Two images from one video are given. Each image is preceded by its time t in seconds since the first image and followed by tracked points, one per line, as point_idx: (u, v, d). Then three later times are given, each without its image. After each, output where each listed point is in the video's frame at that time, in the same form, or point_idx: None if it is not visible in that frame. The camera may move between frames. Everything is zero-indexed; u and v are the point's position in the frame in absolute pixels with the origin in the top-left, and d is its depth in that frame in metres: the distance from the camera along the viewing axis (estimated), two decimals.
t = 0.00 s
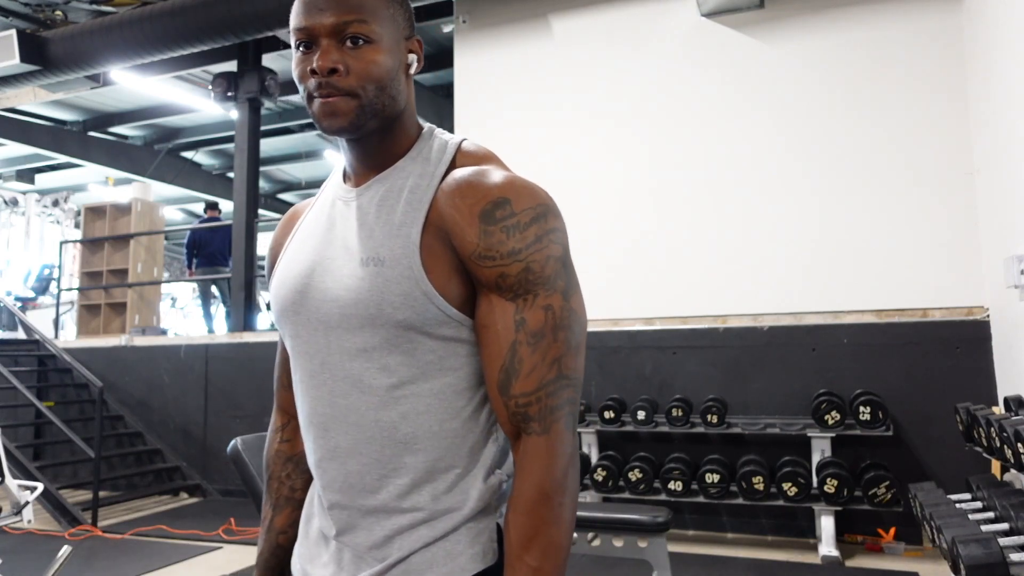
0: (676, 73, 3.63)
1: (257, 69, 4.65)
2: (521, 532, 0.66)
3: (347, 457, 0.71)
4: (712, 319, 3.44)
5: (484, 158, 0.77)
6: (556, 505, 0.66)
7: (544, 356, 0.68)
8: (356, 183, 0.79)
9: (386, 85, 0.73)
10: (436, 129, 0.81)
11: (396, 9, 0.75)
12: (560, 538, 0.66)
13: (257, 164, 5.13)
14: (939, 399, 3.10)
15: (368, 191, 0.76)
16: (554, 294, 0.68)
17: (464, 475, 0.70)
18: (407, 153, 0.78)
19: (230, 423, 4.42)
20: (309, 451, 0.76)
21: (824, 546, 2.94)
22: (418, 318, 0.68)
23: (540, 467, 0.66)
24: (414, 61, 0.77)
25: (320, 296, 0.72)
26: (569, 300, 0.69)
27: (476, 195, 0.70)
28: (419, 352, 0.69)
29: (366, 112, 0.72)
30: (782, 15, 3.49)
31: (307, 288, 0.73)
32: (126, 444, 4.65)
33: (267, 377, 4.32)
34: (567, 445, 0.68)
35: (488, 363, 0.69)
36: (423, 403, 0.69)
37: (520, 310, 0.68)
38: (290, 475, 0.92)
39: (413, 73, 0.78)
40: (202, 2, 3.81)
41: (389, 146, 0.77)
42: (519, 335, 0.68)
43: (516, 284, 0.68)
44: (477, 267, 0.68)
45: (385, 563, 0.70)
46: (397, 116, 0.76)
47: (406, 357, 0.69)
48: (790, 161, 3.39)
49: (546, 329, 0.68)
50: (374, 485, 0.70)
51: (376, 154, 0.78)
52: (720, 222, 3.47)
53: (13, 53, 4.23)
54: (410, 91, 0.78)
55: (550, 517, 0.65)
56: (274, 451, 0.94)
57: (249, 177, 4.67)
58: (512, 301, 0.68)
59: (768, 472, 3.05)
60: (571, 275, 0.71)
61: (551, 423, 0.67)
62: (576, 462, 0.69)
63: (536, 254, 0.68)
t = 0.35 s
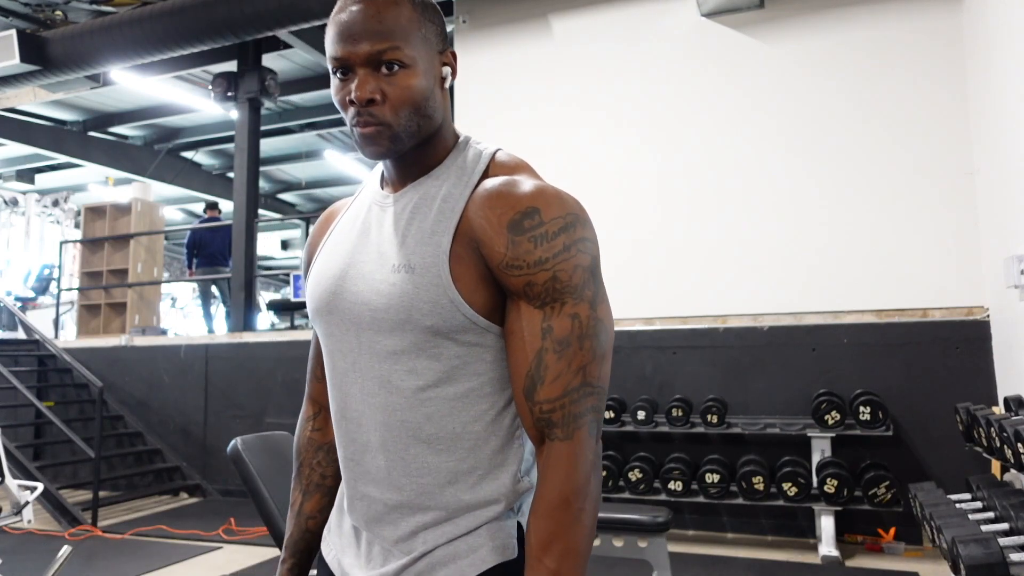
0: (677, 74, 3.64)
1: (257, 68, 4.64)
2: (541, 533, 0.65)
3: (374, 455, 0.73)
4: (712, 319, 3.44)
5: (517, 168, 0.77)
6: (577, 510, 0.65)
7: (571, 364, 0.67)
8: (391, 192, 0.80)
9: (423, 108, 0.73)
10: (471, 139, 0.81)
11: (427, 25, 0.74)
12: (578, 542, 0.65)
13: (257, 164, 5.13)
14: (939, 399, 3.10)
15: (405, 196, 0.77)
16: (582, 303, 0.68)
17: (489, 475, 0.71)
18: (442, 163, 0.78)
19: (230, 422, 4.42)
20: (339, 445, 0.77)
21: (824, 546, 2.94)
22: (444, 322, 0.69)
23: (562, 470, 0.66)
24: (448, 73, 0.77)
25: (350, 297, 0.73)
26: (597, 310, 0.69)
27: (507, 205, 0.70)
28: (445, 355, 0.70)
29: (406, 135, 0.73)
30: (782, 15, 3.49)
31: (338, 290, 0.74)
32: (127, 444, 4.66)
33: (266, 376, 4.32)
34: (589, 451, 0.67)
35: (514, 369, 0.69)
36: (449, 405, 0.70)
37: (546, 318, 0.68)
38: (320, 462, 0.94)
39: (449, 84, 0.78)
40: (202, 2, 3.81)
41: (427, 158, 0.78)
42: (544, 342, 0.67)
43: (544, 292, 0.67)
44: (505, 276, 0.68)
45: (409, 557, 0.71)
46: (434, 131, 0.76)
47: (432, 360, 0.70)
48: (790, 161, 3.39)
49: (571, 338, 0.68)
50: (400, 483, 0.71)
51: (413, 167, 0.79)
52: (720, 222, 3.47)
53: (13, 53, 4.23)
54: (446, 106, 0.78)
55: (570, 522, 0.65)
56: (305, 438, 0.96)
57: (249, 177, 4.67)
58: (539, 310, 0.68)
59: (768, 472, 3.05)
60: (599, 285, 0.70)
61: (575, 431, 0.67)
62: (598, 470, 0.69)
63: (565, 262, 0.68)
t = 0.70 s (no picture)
0: (676, 73, 3.63)
1: (257, 69, 4.65)
2: (506, 506, 0.70)
3: (360, 451, 0.79)
4: (712, 319, 3.44)
5: (476, 202, 0.82)
6: (537, 486, 0.70)
7: (528, 357, 0.73)
8: (367, 222, 0.86)
9: (397, 156, 0.80)
10: (437, 176, 0.87)
11: (398, 83, 0.82)
12: (541, 514, 0.70)
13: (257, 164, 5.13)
14: (939, 399, 3.10)
15: (379, 224, 0.83)
16: (534, 308, 0.74)
17: (463, 462, 0.77)
18: (410, 199, 0.84)
19: (230, 422, 4.42)
20: (330, 442, 0.83)
21: (824, 546, 2.94)
22: (417, 328, 0.75)
23: (521, 453, 0.71)
24: (416, 125, 0.84)
25: (334, 308, 0.79)
26: (548, 315, 0.75)
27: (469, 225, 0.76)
28: (420, 357, 0.76)
29: (380, 179, 0.80)
30: (781, 15, 3.49)
31: (323, 300, 0.80)
32: (126, 444, 4.66)
33: (266, 376, 4.32)
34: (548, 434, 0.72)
35: (478, 368, 0.74)
36: (424, 403, 0.76)
37: (505, 321, 0.73)
38: (320, 468, 0.98)
39: (417, 134, 0.85)
40: (202, 2, 3.81)
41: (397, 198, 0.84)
42: (504, 342, 0.73)
43: (500, 298, 0.73)
44: (466, 286, 0.74)
45: (401, 538, 0.77)
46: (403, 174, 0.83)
47: (407, 362, 0.76)
48: (790, 162, 3.39)
49: (527, 337, 0.73)
50: (384, 476, 0.77)
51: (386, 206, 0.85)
52: (720, 222, 3.47)
53: (13, 53, 4.24)
54: (416, 153, 0.85)
55: (532, 497, 0.70)
56: (303, 448, 1.00)
57: (249, 177, 4.67)
58: (497, 316, 0.73)
59: (768, 473, 3.05)
60: (551, 294, 0.76)
61: (532, 414, 0.72)
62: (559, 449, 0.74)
63: (516, 274, 0.73)
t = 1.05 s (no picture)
0: (677, 73, 3.63)
1: (256, 69, 4.64)
2: (502, 482, 0.76)
3: (370, 437, 0.82)
4: (712, 319, 3.44)
5: (475, 203, 0.87)
6: (533, 465, 0.76)
7: (524, 348, 0.78)
8: (375, 224, 0.89)
9: (397, 161, 0.83)
10: (437, 181, 0.90)
11: (395, 93, 0.85)
12: (535, 489, 0.76)
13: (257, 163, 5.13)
14: (940, 399, 3.09)
15: (388, 224, 0.87)
16: (530, 301, 0.79)
17: (467, 447, 0.81)
18: (411, 205, 0.87)
19: (229, 422, 4.42)
20: (343, 430, 0.86)
21: (824, 546, 2.94)
22: (425, 320, 0.79)
23: (515, 435, 0.77)
24: (414, 132, 0.86)
25: (346, 301, 0.83)
26: (542, 307, 0.80)
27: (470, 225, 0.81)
28: (428, 348, 0.80)
29: (381, 183, 0.82)
30: (782, 15, 3.49)
31: (337, 295, 0.84)
32: (126, 444, 4.65)
33: (266, 377, 4.32)
34: (542, 417, 0.78)
35: (480, 358, 0.79)
36: (431, 390, 0.80)
37: (502, 315, 0.78)
38: (334, 457, 1.02)
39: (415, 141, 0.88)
40: (202, 2, 3.81)
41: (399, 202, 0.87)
42: (502, 336, 0.78)
43: (499, 293, 0.78)
44: (468, 282, 0.79)
45: (403, 518, 0.80)
46: (403, 178, 0.86)
47: (416, 352, 0.80)
48: (790, 162, 3.39)
49: (523, 330, 0.79)
50: (392, 459, 0.80)
51: (387, 209, 0.88)
52: (720, 222, 3.48)
53: (13, 53, 4.23)
54: (415, 157, 0.88)
55: (527, 475, 0.75)
56: (318, 439, 1.04)
57: (249, 177, 4.66)
58: (496, 311, 0.78)
59: (768, 473, 3.05)
60: (545, 287, 0.81)
61: (528, 400, 0.78)
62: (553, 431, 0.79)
63: (515, 269, 0.79)
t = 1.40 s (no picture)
0: (676, 74, 3.63)
1: (256, 68, 4.64)
2: (548, 494, 0.76)
3: (408, 441, 0.82)
4: (712, 319, 3.44)
5: (521, 204, 0.87)
6: (580, 478, 0.76)
7: (573, 358, 0.79)
8: (415, 222, 0.89)
9: (443, 156, 0.83)
10: (482, 176, 0.90)
11: (440, 85, 0.84)
12: (580, 502, 0.76)
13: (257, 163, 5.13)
14: (939, 399, 3.10)
15: (427, 226, 0.87)
16: (580, 310, 0.80)
17: (505, 456, 0.81)
18: (454, 203, 0.87)
19: (229, 422, 4.42)
20: (378, 432, 0.87)
21: (824, 546, 2.94)
22: (469, 328, 0.79)
23: (565, 445, 0.77)
24: (459, 123, 0.86)
25: (386, 305, 0.83)
26: (592, 316, 0.80)
27: (517, 232, 0.81)
28: (471, 355, 0.80)
29: (428, 179, 0.82)
30: (782, 15, 3.49)
31: (376, 298, 0.84)
32: (126, 444, 4.65)
33: (266, 377, 4.32)
34: (589, 429, 0.78)
35: (527, 366, 0.80)
36: (473, 398, 0.80)
37: (552, 323, 0.79)
38: (360, 453, 1.03)
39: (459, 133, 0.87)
40: (202, 2, 3.81)
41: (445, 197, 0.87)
42: (551, 344, 0.78)
43: (550, 302, 0.79)
44: (518, 289, 0.79)
45: (438, 524, 0.80)
46: (449, 172, 0.85)
47: (460, 360, 0.80)
48: (790, 162, 3.39)
49: (573, 339, 0.79)
50: (430, 465, 0.81)
51: (432, 203, 0.87)
52: (721, 222, 3.47)
53: (13, 53, 4.23)
54: (460, 150, 0.87)
55: (574, 487, 0.76)
56: (345, 433, 1.05)
57: (249, 177, 4.66)
58: (547, 319, 0.79)
59: (768, 473, 3.05)
60: (593, 295, 0.82)
61: (577, 411, 0.78)
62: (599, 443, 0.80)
63: (566, 278, 0.79)
